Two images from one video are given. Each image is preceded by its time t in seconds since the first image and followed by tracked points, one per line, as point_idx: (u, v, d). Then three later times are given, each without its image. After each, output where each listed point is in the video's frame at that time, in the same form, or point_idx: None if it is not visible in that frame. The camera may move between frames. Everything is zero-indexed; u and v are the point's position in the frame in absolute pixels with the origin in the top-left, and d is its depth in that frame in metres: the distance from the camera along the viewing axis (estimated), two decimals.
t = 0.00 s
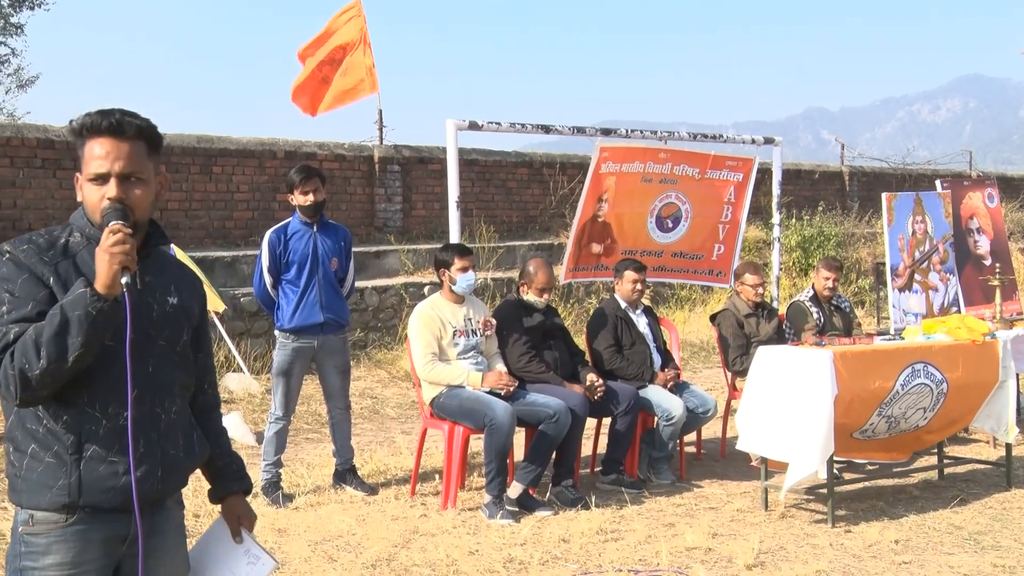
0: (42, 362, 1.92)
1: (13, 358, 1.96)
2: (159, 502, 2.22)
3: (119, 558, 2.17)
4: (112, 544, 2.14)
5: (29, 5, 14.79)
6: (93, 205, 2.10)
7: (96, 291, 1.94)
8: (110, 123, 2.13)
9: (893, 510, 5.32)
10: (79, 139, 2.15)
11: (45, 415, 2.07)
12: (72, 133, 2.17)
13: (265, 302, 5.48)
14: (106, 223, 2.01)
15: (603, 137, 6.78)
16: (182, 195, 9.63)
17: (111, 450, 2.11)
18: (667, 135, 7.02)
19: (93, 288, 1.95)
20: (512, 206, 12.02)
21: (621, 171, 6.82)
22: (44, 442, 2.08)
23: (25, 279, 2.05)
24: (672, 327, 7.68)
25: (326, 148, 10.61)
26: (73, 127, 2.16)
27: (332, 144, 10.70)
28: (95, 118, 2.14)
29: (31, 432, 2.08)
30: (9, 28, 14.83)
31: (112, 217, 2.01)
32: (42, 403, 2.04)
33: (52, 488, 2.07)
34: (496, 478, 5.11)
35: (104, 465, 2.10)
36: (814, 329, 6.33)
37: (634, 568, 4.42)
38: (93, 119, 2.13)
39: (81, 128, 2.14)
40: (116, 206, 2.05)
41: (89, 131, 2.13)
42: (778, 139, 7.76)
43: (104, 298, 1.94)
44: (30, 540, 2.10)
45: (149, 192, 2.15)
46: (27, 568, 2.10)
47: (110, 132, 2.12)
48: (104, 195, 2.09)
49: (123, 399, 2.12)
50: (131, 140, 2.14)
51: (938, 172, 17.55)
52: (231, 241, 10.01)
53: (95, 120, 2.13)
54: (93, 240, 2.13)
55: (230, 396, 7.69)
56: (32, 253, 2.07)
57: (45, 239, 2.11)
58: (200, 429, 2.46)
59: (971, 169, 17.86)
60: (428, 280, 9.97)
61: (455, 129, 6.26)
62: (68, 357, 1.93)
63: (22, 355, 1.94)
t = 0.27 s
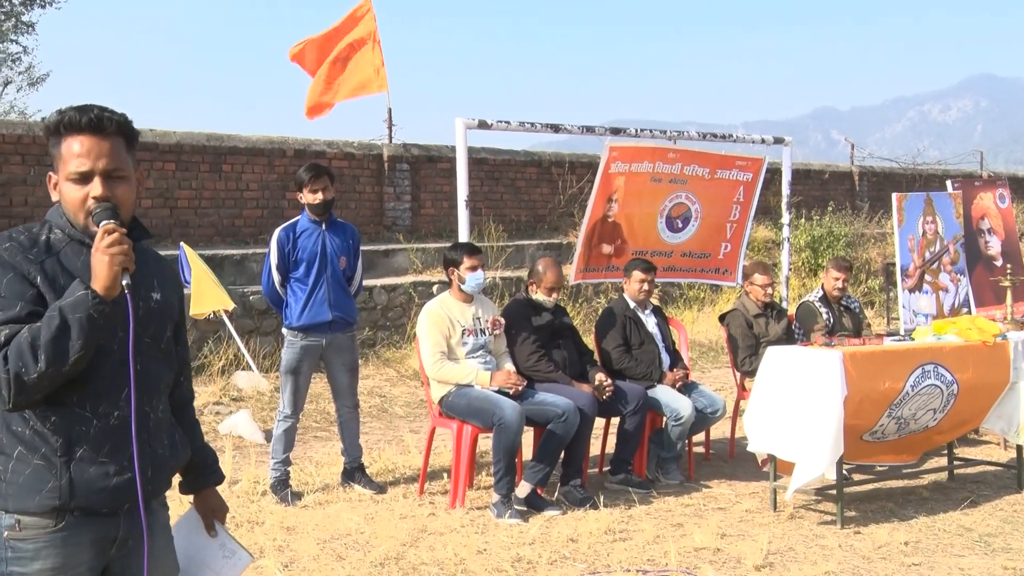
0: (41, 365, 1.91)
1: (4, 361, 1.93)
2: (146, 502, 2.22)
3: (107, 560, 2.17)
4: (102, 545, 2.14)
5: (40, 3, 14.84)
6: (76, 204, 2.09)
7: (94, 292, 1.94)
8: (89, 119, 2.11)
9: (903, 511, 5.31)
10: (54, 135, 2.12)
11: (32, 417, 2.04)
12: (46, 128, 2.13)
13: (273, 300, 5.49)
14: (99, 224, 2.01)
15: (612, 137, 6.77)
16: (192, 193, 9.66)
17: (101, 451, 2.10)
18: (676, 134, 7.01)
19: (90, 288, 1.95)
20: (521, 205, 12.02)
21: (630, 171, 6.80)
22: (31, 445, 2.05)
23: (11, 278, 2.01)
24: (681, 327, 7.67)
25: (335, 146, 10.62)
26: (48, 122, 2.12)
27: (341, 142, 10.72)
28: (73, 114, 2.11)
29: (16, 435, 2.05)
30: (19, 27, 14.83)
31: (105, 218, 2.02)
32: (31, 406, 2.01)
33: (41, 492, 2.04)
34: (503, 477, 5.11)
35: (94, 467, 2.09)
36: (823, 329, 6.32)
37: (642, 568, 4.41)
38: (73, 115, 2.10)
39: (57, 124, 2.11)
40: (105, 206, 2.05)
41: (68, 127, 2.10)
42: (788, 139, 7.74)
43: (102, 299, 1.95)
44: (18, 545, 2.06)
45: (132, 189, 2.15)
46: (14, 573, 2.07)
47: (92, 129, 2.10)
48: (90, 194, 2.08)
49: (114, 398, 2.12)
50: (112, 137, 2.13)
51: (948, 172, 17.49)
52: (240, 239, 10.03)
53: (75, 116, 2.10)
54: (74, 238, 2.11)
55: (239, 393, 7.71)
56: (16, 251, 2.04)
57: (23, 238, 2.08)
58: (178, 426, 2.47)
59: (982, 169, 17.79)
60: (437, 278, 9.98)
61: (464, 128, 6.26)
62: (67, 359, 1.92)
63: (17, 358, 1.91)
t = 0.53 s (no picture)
0: (69, 368, 1.91)
1: (28, 364, 1.91)
2: (146, 503, 2.25)
3: (110, 561, 2.19)
4: (106, 546, 2.16)
5: (55, 4, 14.93)
6: (82, 204, 2.09)
7: (118, 293, 1.95)
8: (90, 118, 2.13)
9: (917, 510, 5.28)
10: (52, 134, 2.11)
11: (42, 422, 2.03)
12: (39, 128, 2.12)
13: (285, 298, 5.51)
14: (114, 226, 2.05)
15: (624, 136, 6.75)
16: (204, 192, 9.70)
17: (109, 455, 2.12)
18: (688, 133, 7.01)
19: (113, 289, 1.96)
20: (533, 204, 12.02)
21: (643, 170, 6.78)
22: (39, 450, 2.04)
23: (23, 281, 2.00)
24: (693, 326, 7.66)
25: (347, 145, 10.65)
26: (42, 122, 2.11)
27: (353, 141, 10.75)
28: (71, 112, 2.12)
29: (23, 441, 2.04)
30: (33, 28, 14.88)
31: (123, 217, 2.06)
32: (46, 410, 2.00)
33: (49, 497, 2.04)
34: (516, 476, 5.11)
35: (101, 470, 2.11)
36: (836, 327, 6.30)
37: (655, 567, 4.41)
38: (75, 113, 2.12)
39: (54, 123, 2.11)
40: (117, 207, 2.09)
41: (67, 126, 2.11)
42: (801, 137, 7.72)
43: (126, 300, 1.97)
44: (24, 550, 2.06)
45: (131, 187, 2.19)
46: None
47: (95, 128, 2.13)
48: (99, 193, 2.10)
49: (120, 402, 2.15)
50: (111, 136, 2.16)
51: (962, 170, 17.40)
52: (253, 238, 10.06)
53: (76, 114, 2.12)
54: (74, 240, 2.11)
55: (252, 392, 7.74)
56: (24, 254, 2.02)
57: (26, 240, 2.05)
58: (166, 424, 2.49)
59: (996, 167, 17.68)
60: (449, 277, 9.99)
61: (476, 127, 6.27)
62: (94, 362, 1.93)
63: (44, 361, 1.90)
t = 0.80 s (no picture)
0: (107, 375, 1.94)
1: (66, 373, 1.92)
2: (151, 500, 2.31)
3: (116, 559, 2.23)
4: (116, 544, 2.20)
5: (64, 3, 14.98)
6: (94, 208, 2.11)
7: (148, 297, 1.99)
8: (99, 120, 2.14)
9: (924, 509, 5.27)
10: (57, 136, 2.10)
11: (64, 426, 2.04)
12: (43, 128, 2.10)
13: (292, 296, 5.52)
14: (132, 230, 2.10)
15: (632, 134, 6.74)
16: (212, 190, 9.72)
17: (125, 455, 2.15)
18: (697, 132, 7.04)
19: (142, 293, 1.99)
20: (540, 202, 12.02)
21: (652, 169, 6.78)
22: (58, 454, 2.05)
23: (46, 289, 2.03)
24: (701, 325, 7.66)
25: (354, 144, 10.67)
26: (49, 123, 2.10)
27: (360, 140, 10.77)
28: (79, 114, 2.11)
29: (42, 446, 2.04)
30: (41, 27, 14.91)
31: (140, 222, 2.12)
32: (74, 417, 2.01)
33: (68, 500, 2.06)
34: (523, 473, 5.12)
35: (118, 471, 2.14)
36: (844, 326, 6.29)
37: (662, 565, 4.41)
38: (84, 116, 2.11)
39: (61, 124, 2.10)
40: (133, 211, 2.13)
41: (75, 128, 2.11)
42: (809, 135, 7.70)
43: (156, 304, 2.01)
44: (40, 553, 2.08)
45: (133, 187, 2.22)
46: None
47: (103, 132, 2.14)
48: (111, 198, 2.13)
49: (134, 402, 2.18)
50: (115, 138, 2.17)
51: (971, 169, 17.34)
52: (260, 237, 10.08)
53: (85, 117, 2.11)
54: (81, 243, 2.13)
55: (259, 390, 7.76)
56: (42, 261, 2.04)
57: (36, 246, 2.05)
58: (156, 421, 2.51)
59: (1005, 166, 17.61)
60: (456, 275, 9.99)
61: (483, 125, 6.27)
62: (129, 367, 1.97)
63: (82, 368, 1.92)
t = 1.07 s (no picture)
0: (116, 403, 1.97)
1: (75, 397, 1.95)
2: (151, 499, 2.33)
3: (116, 558, 2.25)
4: (117, 544, 2.23)
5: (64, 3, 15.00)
6: (115, 230, 2.12)
7: (166, 328, 2.00)
8: (151, 152, 2.12)
9: (927, 508, 5.27)
10: (106, 156, 2.07)
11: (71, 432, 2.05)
12: (93, 145, 2.06)
13: (295, 296, 5.52)
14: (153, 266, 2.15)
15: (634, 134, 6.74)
16: (214, 190, 9.73)
17: (129, 458, 2.18)
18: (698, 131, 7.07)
19: (160, 323, 2.01)
20: (541, 201, 12.02)
21: (654, 169, 6.78)
22: (66, 457, 2.07)
23: (63, 303, 2.03)
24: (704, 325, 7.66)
25: (356, 143, 10.68)
26: (103, 144, 2.06)
27: (361, 139, 10.78)
28: (137, 144, 2.09)
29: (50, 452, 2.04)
30: (43, 28, 14.92)
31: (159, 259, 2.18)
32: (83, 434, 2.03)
33: (77, 502, 2.08)
34: (525, 473, 5.12)
35: (123, 474, 2.16)
36: (846, 325, 6.29)
37: (664, 564, 4.41)
38: (140, 147, 2.09)
39: (114, 148, 2.07)
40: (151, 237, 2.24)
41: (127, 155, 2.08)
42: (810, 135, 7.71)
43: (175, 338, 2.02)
44: (46, 553, 2.08)
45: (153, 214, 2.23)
46: None
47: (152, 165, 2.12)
48: (135, 226, 2.14)
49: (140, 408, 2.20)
50: (158, 169, 2.16)
51: (972, 168, 17.34)
52: (262, 236, 10.08)
53: (140, 147, 2.10)
54: (92, 252, 2.12)
55: (261, 390, 7.76)
56: (61, 272, 2.05)
57: (52, 255, 2.06)
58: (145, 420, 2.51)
59: (1007, 165, 17.61)
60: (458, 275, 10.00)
61: (485, 124, 6.28)
62: (138, 395, 2.00)
63: (92, 396, 1.94)
